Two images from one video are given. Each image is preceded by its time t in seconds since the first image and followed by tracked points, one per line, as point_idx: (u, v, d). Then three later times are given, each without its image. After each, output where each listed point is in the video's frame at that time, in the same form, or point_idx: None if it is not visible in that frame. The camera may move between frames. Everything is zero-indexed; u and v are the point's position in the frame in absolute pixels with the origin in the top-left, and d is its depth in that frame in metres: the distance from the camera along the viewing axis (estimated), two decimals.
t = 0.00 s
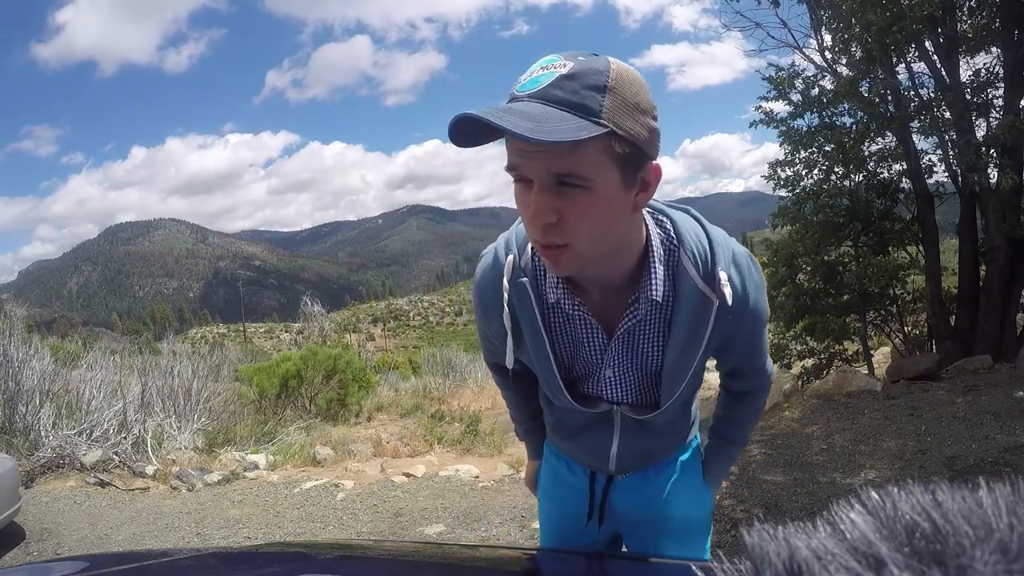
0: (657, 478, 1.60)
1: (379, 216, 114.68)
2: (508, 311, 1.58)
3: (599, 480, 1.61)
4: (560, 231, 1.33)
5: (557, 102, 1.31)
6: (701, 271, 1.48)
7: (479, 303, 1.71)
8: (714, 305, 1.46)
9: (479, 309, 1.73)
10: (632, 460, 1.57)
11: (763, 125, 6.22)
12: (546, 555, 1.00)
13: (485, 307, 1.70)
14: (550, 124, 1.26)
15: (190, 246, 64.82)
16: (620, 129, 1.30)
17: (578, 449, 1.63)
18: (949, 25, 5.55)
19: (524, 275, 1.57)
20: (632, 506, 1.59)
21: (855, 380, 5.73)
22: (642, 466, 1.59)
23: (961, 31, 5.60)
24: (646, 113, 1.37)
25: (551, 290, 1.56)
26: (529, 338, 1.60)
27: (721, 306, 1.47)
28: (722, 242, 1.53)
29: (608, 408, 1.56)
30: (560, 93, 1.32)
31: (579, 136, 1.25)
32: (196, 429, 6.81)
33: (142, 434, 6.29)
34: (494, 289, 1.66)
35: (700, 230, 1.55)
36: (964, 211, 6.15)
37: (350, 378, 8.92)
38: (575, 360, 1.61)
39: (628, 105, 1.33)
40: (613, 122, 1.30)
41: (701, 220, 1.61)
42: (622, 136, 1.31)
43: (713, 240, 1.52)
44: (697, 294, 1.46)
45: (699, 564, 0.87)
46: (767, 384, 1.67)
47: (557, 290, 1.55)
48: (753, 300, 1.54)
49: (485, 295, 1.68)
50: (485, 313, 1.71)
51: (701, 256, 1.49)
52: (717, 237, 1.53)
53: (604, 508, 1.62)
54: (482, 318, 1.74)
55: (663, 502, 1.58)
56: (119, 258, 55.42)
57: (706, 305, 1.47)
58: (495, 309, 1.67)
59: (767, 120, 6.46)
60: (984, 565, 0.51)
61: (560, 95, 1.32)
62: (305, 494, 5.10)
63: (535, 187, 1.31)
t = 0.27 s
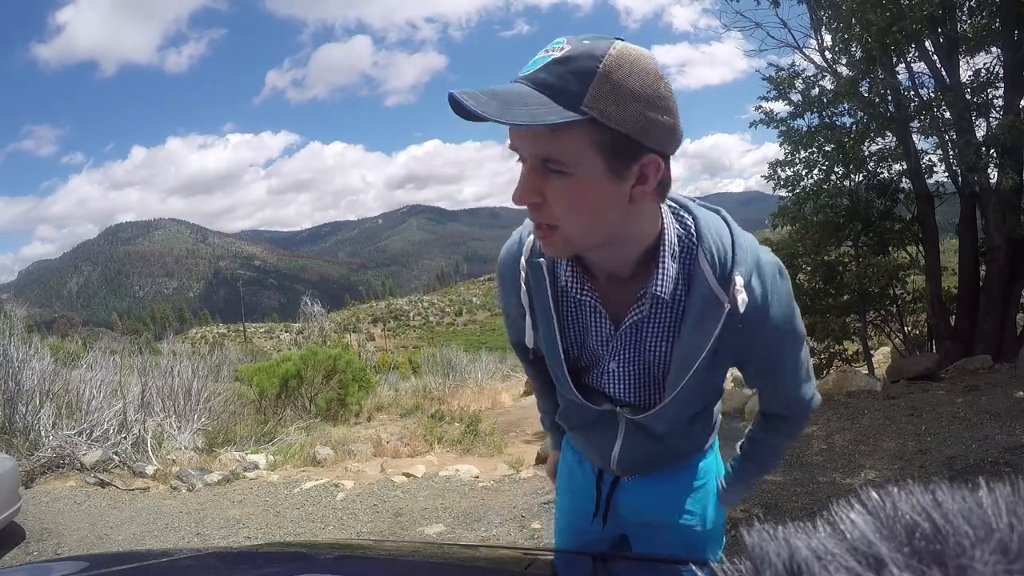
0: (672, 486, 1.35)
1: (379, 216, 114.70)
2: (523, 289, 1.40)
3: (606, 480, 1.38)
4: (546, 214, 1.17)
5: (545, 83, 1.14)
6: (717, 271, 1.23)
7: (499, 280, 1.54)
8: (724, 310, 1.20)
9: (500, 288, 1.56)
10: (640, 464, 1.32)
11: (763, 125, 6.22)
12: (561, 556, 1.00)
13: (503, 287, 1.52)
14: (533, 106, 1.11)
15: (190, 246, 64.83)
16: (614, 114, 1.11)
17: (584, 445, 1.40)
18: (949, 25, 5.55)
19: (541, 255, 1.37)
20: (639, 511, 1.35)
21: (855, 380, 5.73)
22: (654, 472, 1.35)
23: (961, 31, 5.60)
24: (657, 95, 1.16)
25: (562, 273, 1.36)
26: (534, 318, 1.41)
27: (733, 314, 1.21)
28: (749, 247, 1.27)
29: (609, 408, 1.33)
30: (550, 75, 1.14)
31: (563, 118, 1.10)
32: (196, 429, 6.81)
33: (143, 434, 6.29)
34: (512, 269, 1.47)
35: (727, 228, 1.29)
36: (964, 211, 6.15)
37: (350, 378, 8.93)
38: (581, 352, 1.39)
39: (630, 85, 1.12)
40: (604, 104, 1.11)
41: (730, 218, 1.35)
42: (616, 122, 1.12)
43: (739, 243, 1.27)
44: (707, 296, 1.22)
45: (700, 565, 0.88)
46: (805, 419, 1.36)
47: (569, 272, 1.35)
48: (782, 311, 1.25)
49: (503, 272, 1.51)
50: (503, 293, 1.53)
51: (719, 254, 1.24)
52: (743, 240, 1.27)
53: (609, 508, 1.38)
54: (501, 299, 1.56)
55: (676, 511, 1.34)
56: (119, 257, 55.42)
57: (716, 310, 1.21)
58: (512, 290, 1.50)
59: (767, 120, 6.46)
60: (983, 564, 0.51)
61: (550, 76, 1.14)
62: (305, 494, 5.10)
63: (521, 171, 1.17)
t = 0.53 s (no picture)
0: (680, 488, 1.33)
1: (379, 216, 114.69)
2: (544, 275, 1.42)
3: (620, 476, 1.39)
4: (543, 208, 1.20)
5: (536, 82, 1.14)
6: (728, 272, 1.17)
7: (525, 268, 1.55)
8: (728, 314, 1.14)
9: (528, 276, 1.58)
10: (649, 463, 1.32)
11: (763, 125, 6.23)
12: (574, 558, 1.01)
13: (529, 275, 1.54)
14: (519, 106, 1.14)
15: (189, 246, 64.81)
16: (596, 113, 1.10)
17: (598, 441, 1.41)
18: (949, 25, 5.55)
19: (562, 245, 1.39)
20: (648, 512, 1.35)
21: (855, 380, 5.73)
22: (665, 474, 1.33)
23: (961, 31, 5.60)
24: (648, 90, 1.11)
25: (581, 264, 1.36)
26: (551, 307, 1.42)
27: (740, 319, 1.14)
28: (769, 250, 1.19)
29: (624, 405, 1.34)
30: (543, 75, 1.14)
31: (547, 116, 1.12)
32: (197, 429, 6.82)
33: (142, 434, 6.30)
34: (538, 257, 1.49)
35: (749, 232, 1.23)
36: (964, 211, 6.15)
37: (350, 378, 8.93)
38: (596, 343, 1.39)
39: (612, 83, 1.09)
40: (584, 104, 1.10)
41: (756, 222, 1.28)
42: (595, 120, 1.11)
43: (754, 246, 1.19)
44: (714, 296, 1.17)
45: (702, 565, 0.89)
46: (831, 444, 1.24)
47: (586, 265, 1.35)
48: (804, 322, 1.15)
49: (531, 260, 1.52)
50: (529, 280, 1.55)
51: (732, 255, 1.18)
52: (762, 243, 1.20)
53: (621, 507, 1.39)
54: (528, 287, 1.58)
55: (683, 514, 1.32)
56: (118, 258, 55.41)
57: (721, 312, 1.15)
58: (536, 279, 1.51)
59: (767, 120, 6.46)
60: (983, 564, 0.51)
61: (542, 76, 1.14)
62: (305, 494, 5.10)
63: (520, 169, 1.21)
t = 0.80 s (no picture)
0: (684, 486, 1.33)
1: (379, 216, 114.69)
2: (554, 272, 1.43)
3: (626, 473, 1.40)
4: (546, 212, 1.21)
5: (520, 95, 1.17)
6: (732, 274, 1.17)
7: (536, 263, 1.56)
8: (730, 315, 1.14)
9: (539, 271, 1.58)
10: (655, 460, 1.32)
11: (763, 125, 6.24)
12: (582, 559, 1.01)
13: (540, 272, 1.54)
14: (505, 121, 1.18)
15: (190, 246, 64.81)
16: (573, 119, 1.12)
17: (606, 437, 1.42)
18: (949, 25, 5.55)
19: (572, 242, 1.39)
20: (652, 509, 1.35)
21: (855, 380, 5.73)
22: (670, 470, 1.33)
23: (961, 31, 5.60)
24: (621, 90, 1.10)
25: (589, 262, 1.36)
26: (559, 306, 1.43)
27: (742, 321, 1.13)
28: (774, 253, 1.18)
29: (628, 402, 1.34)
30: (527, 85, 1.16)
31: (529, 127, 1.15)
32: (197, 429, 6.82)
33: (142, 434, 6.30)
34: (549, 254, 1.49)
35: (756, 233, 1.22)
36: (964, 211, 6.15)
37: (350, 378, 8.92)
38: (603, 340, 1.40)
39: (584, 88, 1.11)
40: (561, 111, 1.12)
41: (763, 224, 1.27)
42: (575, 125, 1.12)
43: (760, 248, 1.18)
44: (717, 298, 1.17)
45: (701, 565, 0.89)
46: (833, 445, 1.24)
47: (594, 263, 1.36)
48: (810, 325, 1.14)
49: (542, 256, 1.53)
50: (540, 275, 1.55)
51: (737, 257, 1.17)
52: (767, 246, 1.19)
53: (626, 503, 1.40)
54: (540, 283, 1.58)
55: (686, 512, 1.32)
56: (118, 258, 55.40)
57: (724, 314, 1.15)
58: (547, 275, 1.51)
59: (767, 120, 6.46)
60: (984, 565, 0.51)
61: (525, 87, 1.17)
62: (305, 494, 5.10)
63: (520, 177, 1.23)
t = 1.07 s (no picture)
0: (680, 483, 1.33)
1: (379, 216, 114.68)
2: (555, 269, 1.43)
3: (623, 472, 1.40)
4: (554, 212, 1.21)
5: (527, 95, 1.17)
6: (731, 269, 1.17)
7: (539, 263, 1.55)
8: (730, 309, 1.14)
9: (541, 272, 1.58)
10: (652, 455, 1.32)
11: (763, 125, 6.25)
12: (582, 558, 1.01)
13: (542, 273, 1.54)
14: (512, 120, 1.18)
15: (190, 245, 64.81)
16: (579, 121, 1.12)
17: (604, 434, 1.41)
18: (949, 25, 5.55)
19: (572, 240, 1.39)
20: (650, 505, 1.35)
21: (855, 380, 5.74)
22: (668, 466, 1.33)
23: (961, 31, 5.60)
24: (623, 90, 1.10)
25: (589, 259, 1.36)
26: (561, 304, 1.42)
27: (742, 315, 1.13)
28: (772, 248, 1.19)
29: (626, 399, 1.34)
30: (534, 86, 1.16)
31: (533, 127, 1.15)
32: (196, 429, 6.82)
33: (142, 434, 6.30)
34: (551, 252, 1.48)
35: (754, 229, 1.22)
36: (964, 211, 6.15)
37: (350, 378, 8.92)
38: (603, 338, 1.40)
39: (589, 88, 1.11)
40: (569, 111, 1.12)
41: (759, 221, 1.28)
42: (578, 124, 1.12)
43: (758, 243, 1.19)
44: (717, 293, 1.17)
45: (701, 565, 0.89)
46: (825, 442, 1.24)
47: (594, 259, 1.35)
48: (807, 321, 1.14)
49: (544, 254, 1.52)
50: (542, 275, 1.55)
51: (736, 252, 1.18)
52: (765, 241, 1.19)
53: (623, 501, 1.40)
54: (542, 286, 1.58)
55: (680, 507, 1.32)
56: (119, 258, 55.41)
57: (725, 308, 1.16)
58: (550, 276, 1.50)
59: (767, 120, 6.46)
60: (983, 564, 0.51)
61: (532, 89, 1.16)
62: (305, 494, 5.10)
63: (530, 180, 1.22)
